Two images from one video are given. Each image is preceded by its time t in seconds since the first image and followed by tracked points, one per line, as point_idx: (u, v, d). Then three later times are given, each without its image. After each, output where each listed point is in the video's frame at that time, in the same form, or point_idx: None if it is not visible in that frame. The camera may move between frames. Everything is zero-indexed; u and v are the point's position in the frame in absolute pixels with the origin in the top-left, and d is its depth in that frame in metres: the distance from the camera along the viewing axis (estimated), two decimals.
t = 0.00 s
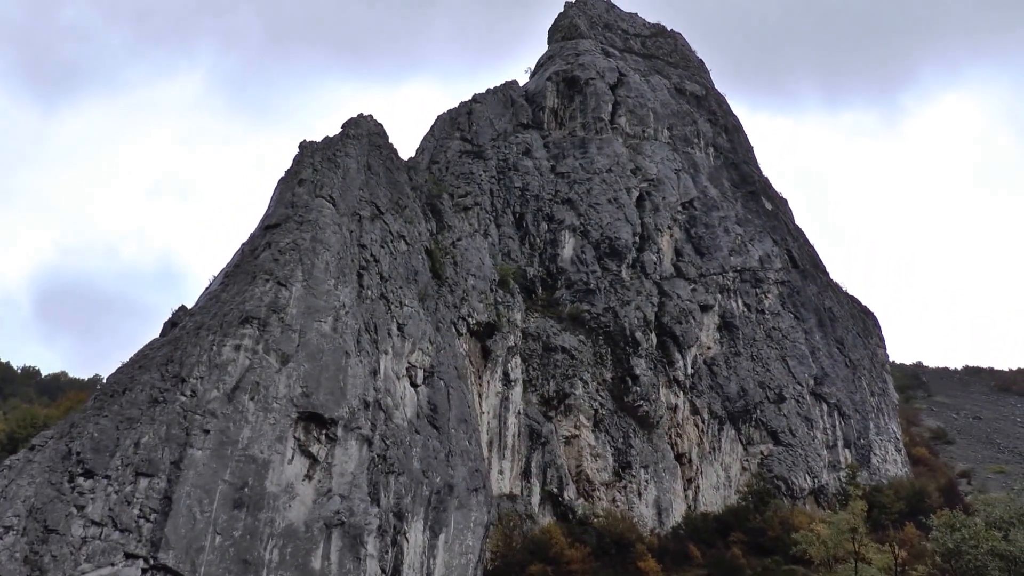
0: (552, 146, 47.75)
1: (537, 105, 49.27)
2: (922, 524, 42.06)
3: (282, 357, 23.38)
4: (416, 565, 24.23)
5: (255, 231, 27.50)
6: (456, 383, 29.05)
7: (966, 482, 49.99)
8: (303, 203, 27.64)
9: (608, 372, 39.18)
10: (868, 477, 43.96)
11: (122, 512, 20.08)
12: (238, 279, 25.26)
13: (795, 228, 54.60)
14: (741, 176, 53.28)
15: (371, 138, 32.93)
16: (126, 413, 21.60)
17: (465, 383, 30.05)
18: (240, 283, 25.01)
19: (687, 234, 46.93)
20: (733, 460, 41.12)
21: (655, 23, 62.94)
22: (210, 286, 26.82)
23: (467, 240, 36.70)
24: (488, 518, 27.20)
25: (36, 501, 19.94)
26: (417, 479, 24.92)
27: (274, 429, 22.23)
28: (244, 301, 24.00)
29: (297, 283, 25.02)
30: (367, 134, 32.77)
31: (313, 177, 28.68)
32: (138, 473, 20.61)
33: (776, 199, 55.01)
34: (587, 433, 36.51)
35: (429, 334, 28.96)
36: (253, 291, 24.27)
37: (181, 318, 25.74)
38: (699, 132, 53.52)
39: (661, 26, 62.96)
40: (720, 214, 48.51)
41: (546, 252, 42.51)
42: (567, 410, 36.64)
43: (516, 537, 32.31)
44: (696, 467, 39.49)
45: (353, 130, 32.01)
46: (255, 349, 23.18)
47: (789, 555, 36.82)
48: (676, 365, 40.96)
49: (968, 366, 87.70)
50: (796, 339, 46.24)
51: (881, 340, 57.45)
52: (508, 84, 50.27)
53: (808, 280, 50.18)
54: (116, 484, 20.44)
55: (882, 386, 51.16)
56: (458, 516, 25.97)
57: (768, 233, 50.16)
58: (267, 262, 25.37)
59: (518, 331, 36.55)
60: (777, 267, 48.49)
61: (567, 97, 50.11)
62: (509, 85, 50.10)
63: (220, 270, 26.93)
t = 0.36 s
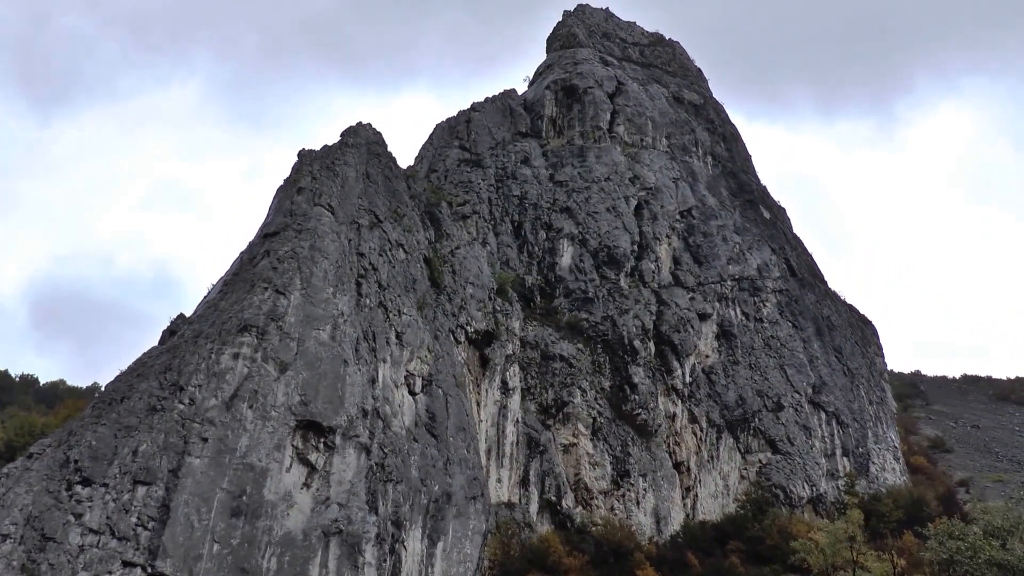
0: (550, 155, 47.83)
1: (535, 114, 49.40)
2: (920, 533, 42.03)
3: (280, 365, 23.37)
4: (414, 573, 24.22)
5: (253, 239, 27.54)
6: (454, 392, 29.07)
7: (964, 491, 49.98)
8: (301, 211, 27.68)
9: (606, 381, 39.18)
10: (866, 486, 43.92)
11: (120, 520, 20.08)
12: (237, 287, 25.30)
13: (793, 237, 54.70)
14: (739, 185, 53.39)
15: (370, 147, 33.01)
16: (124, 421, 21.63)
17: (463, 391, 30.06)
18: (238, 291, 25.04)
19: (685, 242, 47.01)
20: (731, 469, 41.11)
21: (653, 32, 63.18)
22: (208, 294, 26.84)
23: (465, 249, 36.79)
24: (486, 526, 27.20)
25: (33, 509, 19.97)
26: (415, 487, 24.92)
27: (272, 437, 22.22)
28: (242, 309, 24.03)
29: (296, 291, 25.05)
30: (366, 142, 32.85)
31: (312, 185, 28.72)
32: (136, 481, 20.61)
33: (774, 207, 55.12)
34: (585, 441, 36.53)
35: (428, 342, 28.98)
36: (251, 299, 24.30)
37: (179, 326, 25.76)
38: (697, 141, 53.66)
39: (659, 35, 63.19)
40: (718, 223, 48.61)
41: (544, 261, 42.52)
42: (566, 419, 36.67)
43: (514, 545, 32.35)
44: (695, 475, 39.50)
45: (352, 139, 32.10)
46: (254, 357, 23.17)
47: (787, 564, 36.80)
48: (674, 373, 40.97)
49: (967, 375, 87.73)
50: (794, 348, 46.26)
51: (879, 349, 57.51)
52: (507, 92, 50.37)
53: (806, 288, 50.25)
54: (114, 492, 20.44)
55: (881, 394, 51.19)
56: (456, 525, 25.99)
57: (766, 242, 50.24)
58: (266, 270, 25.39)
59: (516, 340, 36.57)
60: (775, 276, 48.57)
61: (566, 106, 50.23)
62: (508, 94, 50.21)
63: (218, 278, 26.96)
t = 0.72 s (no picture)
0: (549, 163, 47.92)
1: (534, 122, 49.50)
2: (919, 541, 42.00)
3: (279, 373, 23.38)
4: None
5: (252, 246, 27.57)
6: (452, 399, 29.07)
7: (962, 499, 49.97)
8: (300, 219, 27.73)
9: (604, 389, 39.18)
10: (865, 494, 43.90)
11: (118, 528, 20.06)
12: (236, 295, 25.32)
13: (791, 245, 54.80)
14: (737, 193, 53.48)
15: (368, 154, 33.09)
16: (122, 428, 21.62)
17: (461, 399, 30.07)
18: (237, 298, 25.07)
19: (683, 250, 47.09)
20: (730, 477, 41.09)
21: (651, 40, 63.40)
22: (207, 302, 26.85)
23: (464, 257, 36.89)
24: (484, 534, 27.19)
25: (31, 517, 19.95)
26: (413, 494, 24.91)
27: (270, 444, 22.21)
28: (241, 317, 24.06)
29: (295, 299, 25.08)
30: (365, 150, 32.93)
31: (311, 193, 28.78)
32: (134, 488, 20.59)
33: (772, 215, 55.24)
34: (584, 449, 36.54)
35: (426, 350, 29.00)
36: (250, 307, 24.33)
37: (178, 334, 25.76)
38: (695, 149, 53.78)
39: (658, 43, 63.40)
40: (716, 231, 48.71)
41: (543, 268, 42.56)
42: (564, 427, 36.67)
43: (513, 553, 32.18)
44: (693, 483, 39.48)
45: (351, 147, 32.18)
46: (252, 365, 23.18)
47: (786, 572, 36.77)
48: (672, 381, 40.99)
49: (965, 384, 87.74)
50: (792, 356, 46.30)
51: (877, 357, 57.56)
52: (505, 100, 50.49)
53: (804, 296, 50.32)
54: (112, 500, 20.43)
55: (879, 402, 51.21)
56: (454, 532, 25.98)
57: (765, 250, 50.35)
58: (265, 278, 25.42)
59: (515, 347, 36.60)
60: (773, 284, 48.65)
61: (565, 114, 50.34)
62: (507, 102, 50.31)
63: (217, 285, 26.98)
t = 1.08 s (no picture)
0: (548, 170, 48.01)
1: (533, 129, 49.62)
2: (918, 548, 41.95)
3: (277, 380, 23.39)
4: None
5: (251, 254, 27.61)
6: (451, 406, 29.08)
7: (961, 507, 49.94)
8: (299, 226, 27.76)
9: (603, 396, 39.16)
10: (863, 501, 43.87)
11: (116, 534, 20.05)
12: (234, 302, 25.35)
13: (789, 252, 54.91)
14: (735, 201, 53.56)
15: (367, 162, 33.17)
16: (120, 435, 21.63)
17: (460, 406, 30.08)
18: (236, 305, 25.10)
19: (682, 257, 47.16)
20: (728, 484, 41.07)
21: (650, 48, 63.60)
22: (205, 309, 26.88)
23: (462, 264, 37.06)
24: (482, 541, 27.16)
25: (29, 523, 19.93)
26: (412, 501, 24.90)
27: (269, 451, 22.20)
28: (240, 324, 24.08)
29: (293, 306, 25.10)
30: (364, 157, 33.01)
31: (310, 200, 28.83)
32: (132, 495, 20.58)
33: (770, 223, 55.36)
34: (582, 456, 36.53)
35: (425, 357, 29.02)
36: (249, 314, 24.36)
37: (176, 341, 25.77)
38: (693, 156, 53.91)
39: (656, 51, 63.61)
40: (715, 238, 48.80)
41: (541, 276, 42.57)
42: (563, 434, 36.67)
43: (511, 560, 32.02)
44: (692, 490, 39.45)
45: (350, 154, 32.25)
46: (251, 372, 23.19)
47: None
48: (671, 389, 40.99)
49: (963, 391, 87.74)
50: (790, 363, 46.33)
51: (876, 365, 57.61)
52: (504, 107, 50.60)
53: (802, 304, 50.39)
54: (110, 506, 20.42)
55: (877, 410, 51.22)
56: (452, 539, 25.96)
57: (763, 257, 50.43)
58: (263, 285, 25.45)
59: (514, 354, 36.60)
60: (772, 291, 48.72)
61: (563, 122, 50.44)
62: (506, 109, 50.42)
63: (215, 293, 27.01)
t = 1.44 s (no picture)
0: (546, 176, 48.10)
1: (531, 136, 49.74)
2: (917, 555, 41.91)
3: (276, 386, 23.40)
4: None
5: (250, 260, 27.68)
6: (449, 412, 29.09)
7: (960, 514, 49.90)
8: (298, 232, 27.81)
9: (601, 402, 39.15)
10: (862, 508, 43.83)
11: (114, 541, 20.05)
12: (233, 308, 25.38)
13: (787, 259, 54.99)
14: (734, 208, 53.63)
15: (366, 168, 33.25)
16: (119, 441, 21.65)
17: (459, 413, 30.10)
18: (234, 311, 25.14)
19: (680, 264, 47.22)
20: (727, 490, 41.03)
21: (649, 55, 63.78)
22: (204, 315, 26.91)
23: (461, 271, 37.15)
24: (481, 547, 27.12)
25: (27, 529, 19.94)
26: (410, 507, 24.88)
27: (267, 457, 22.19)
28: (238, 330, 24.12)
29: (292, 312, 25.14)
30: (363, 163, 33.09)
31: (309, 206, 28.91)
32: (130, 501, 20.59)
33: (769, 230, 55.45)
34: (581, 462, 36.54)
35: (424, 363, 29.04)
36: (247, 320, 24.40)
37: (175, 347, 25.80)
38: (692, 163, 54.03)
39: (655, 58, 63.79)
40: (713, 244, 48.90)
41: (540, 282, 42.61)
42: (561, 440, 36.69)
43: (509, 566, 31.88)
44: (690, 496, 39.44)
45: (349, 160, 32.33)
46: (249, 378, 23.20)
47: None
48: (670, 395, 40.98)
49: (962, 398, 87.75)
50: (789, 370, 46.35)
51: (874, 371, 57.64)
52: (503, 114, 50.72)
53: (801, 310, 50.46)
54: (108, 513, 20.43)
55: (876, 416, 51.23)
56: (451, 546, 25.94)
57: (762, 264, 50.51)
58: (262, 291, 25.50)
59: (512, 361, 36.61)
60: (770, 298, 48.78)
61: (562, 128, 50.56)
62: (505, 116, 50.54)
63: (214, 299, 27.05)
